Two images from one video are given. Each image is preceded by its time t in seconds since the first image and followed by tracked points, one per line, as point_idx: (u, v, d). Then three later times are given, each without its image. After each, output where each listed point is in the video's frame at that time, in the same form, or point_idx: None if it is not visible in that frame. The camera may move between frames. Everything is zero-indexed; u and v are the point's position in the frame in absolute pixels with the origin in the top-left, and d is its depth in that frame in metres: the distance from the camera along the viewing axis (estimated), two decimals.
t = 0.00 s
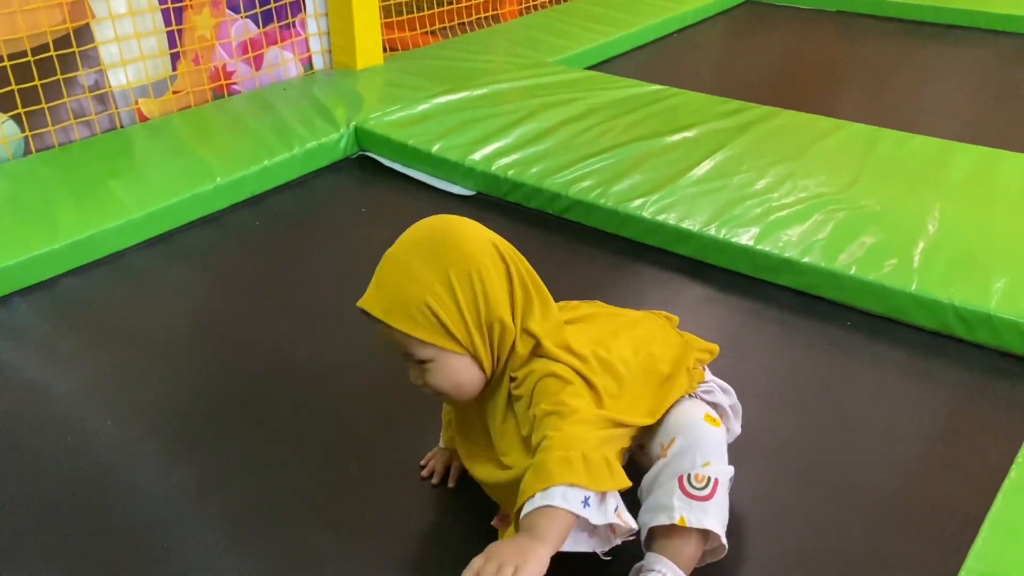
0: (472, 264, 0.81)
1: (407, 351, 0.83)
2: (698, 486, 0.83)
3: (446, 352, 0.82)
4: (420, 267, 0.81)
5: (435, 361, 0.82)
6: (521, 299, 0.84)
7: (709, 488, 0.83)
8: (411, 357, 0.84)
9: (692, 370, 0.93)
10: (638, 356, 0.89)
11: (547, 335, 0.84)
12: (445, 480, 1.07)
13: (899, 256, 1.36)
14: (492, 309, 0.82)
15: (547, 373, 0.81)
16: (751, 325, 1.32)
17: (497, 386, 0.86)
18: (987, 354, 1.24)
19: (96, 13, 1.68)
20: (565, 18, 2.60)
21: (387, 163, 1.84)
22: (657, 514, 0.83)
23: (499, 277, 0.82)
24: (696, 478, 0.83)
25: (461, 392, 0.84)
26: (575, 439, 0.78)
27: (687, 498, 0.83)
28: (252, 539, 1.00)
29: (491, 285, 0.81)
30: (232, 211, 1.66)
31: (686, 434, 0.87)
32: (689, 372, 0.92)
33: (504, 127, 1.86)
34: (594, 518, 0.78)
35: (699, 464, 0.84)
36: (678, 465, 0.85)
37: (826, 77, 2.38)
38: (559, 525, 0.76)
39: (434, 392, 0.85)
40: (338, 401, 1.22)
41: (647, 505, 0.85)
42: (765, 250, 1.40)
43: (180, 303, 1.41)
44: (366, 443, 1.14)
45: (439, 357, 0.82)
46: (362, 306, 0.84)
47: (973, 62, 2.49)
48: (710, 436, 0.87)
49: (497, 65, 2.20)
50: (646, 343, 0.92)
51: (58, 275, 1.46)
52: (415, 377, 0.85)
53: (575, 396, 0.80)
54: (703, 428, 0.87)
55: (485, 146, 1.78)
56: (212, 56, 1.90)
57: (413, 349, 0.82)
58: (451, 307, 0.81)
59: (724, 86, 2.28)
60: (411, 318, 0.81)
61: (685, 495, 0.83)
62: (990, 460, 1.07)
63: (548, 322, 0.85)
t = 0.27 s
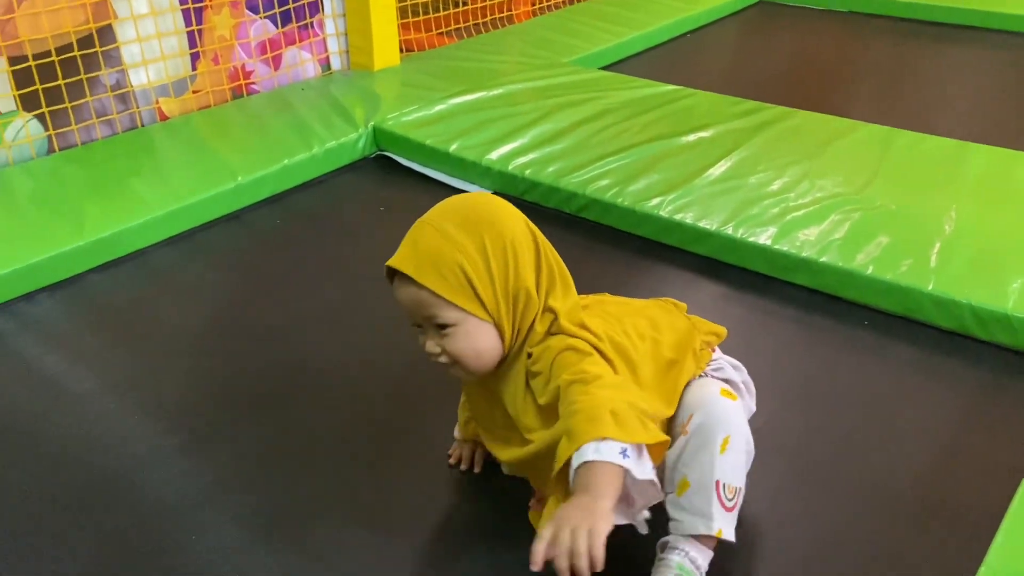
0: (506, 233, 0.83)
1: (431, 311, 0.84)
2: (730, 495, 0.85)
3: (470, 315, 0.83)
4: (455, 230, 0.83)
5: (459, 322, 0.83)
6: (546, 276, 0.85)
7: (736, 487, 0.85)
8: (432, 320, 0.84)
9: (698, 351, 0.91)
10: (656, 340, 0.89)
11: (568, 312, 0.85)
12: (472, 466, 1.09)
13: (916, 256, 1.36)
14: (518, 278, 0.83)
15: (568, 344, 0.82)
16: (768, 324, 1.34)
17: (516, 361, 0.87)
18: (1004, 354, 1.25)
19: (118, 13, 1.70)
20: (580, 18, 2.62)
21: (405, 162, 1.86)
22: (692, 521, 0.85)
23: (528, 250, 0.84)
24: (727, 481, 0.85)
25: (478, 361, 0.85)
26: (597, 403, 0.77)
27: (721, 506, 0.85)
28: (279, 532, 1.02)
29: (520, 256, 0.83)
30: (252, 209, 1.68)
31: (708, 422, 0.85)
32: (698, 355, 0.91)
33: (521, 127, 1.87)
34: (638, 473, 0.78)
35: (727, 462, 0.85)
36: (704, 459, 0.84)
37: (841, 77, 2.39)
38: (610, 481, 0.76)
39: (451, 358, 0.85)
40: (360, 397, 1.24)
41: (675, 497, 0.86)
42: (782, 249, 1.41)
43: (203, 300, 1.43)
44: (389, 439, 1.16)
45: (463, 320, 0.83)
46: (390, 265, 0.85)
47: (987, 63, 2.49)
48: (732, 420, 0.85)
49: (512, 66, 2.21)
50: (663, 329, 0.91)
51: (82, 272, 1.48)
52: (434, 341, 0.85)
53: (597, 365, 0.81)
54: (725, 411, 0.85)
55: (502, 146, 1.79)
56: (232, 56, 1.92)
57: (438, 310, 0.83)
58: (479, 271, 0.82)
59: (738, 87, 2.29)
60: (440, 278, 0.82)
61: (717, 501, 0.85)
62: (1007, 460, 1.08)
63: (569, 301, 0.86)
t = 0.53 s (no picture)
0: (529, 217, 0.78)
1: (450, 295, 0.79)
2: (746, 487, 0.85)
3: (491, 301, 0.79)
4: (479, 212, 0.77)
5: (481, 307, 0.79)
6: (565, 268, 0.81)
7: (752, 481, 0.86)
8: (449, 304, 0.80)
9: (717, 345, 0.89)
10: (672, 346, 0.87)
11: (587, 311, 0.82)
12: (488, 468, 1.09)
13: (930, 258, 1.36)
14: (540, 268, 0.79)
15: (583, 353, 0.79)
16: (782, 325, 1.34)
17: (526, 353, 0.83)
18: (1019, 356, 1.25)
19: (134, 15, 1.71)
20: (591, 20, 2.62)
21: (418, 163, 1.87)
22: (704, 505, 0.86)
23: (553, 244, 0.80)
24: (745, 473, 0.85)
25: (495, 348, 0.81)
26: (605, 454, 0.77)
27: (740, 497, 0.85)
28: (296, 532, 1.02)
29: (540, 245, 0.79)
30: (266, 210, 1.69)
31: (732, 415, 0.85)
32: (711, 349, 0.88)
33: (534, 128, 1.88)
34: (623, 540, 0.79)
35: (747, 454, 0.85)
36: (724, 449, 0.85)
37: (853, 79, 2.39)
38: (587, 555, 0.79)
39: (467, 343, 0.81)
40: (375, 397, 1.24)
41: (693, 482, 0.87)
42: (796, 251, 1.41)
43: (219, 299, 1.44)
44: (404, 438, 1.16)
45: (483, 306, 0.79)
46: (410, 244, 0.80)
47: (1000, 65, 2.49)
48: (756, 415, 0.85)
49: (524, 67, 2.22)
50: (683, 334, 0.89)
51: (98, 271, 1.49)
52: (450, 324, 0.80)
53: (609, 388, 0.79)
54: (750, 405, 0.85)
55: (515, 147, 1.80)
56: (245, 57, 1.93)
57: (458, 293, 0.78)
58: (505, 259, 0.77)
59: (750, 88, 2.29)
60: (463, 261, 0.77)
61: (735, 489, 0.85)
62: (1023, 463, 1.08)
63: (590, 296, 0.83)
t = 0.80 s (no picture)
0: (578, 206, 0.76)
1: (487, 278, 0.76)
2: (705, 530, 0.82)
3: (528, 287, 0.76)
4: (529, 196, 0.75)
5: (517, 296, 0.76)
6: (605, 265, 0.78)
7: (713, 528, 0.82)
8: (483, 286, 0.77)
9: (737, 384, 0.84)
10: (699, 368, 0.84)
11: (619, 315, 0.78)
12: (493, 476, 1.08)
13: (940, 263, 1.35)
14: (583, 262, 0.76)
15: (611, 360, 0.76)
16: (791, 331, 1.32)
17: (554, 345, 0.81)
18: None
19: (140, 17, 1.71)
20: (598, 23, 2.61)
21: (424, 167, 1.86)
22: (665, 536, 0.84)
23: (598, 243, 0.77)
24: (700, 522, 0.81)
25: (525, 338, 0.78)
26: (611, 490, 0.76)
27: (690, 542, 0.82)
28: (300, 537, 1.01)
29: (585, 235, 0.76)
30: (272, 213, 1.68)
31: (697, 465, 0.78)
32: (734, 390, 0.83)
33: (540, 132, 1.87)
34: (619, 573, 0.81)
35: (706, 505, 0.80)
36: (687, 494, 0.80)
37: (861, 82, 2.37)
38: None
39: (495, 329, 0.78)
40: (379, 401, 1.23)
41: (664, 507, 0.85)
42: (805, 256, 1.39)
43: (223, 303, 1.43)
44: (408, 443, 1.15)
45: (519, 293, 0.76)
46: (448, 217, 0.76)
47: (1010, 69, 2.47)
48: (724, 472, 0.78)
49: (531, 70, 2.21)
50: (711, 360, 0.85)
51: (103, 274, 1.48)
52: (482, 307, 0.78)
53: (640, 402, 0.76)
54: (720, 459, 0.77)
55: (521, 150, 1.79)
56: (251, 60, 1.93)
57: (496, 275, 0.75)
58: (547, 243, 0.75)
59: (758, 92, 2.28)
60: (508, 244, 0.74)
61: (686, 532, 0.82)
62: None
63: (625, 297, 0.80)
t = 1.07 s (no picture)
0: (614, 229, 0.74)
1: (509, 283, 0.73)
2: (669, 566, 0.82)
3: (548, 301, 0.74)
4: (569, 206, 0.72)
5: (534, 309, 0.74)
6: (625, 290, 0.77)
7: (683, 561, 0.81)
8: (501, 290, 0.74)
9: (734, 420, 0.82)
10: (701, 397, 0.82)
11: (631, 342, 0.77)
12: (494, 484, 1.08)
13: (947, 268, 1.34)
14: (607, 282, 0.75)
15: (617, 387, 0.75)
16: (797, 336, 1.32)
17: (560, 362, 0.80)
18: None
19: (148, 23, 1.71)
20: (604, 28, 2.62)
21: (430, 171, 1.86)
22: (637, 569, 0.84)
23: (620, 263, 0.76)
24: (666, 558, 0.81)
25: (530, 353, 0.76)
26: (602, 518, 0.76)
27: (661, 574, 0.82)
28: (307, 540, 1.01)
29: (613, 258, 0.75)
30: (278, 217, 1.69)
31: (648, 505, 0.78)
32: (727, 424, 0.81)
33: (546, 136, 1.87)
34: None
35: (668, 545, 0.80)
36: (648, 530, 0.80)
37: (867, 87, 2.37)
38: None
39: (502, 338, 0.75)
40: (385, 405, 1.23)
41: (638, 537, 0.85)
42: (811, 261, 1.39)
43: (229, 306, 1.43)
44: (415, 447, 1.16)
45: (537, 306, 0.74)
46: (478, 212, 0.73)
47: (1016, 74, 2.47)
48: (683, 522, 0.77)
49: (536, 75, 2.21)
50: (713, 385, 0.83)
51: (110, 278, 1.49)
52: (495, 313, 0.75)
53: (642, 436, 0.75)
54: (665, 499, 0.77)
55: (527, 155, 1.79)
56: (258, 65, 1.93)
57: (519, 284, 0.73)
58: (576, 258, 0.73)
59: (763, 96, 2.28)
60: (537, 252, 0.72)
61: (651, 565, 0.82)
62: None
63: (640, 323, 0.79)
